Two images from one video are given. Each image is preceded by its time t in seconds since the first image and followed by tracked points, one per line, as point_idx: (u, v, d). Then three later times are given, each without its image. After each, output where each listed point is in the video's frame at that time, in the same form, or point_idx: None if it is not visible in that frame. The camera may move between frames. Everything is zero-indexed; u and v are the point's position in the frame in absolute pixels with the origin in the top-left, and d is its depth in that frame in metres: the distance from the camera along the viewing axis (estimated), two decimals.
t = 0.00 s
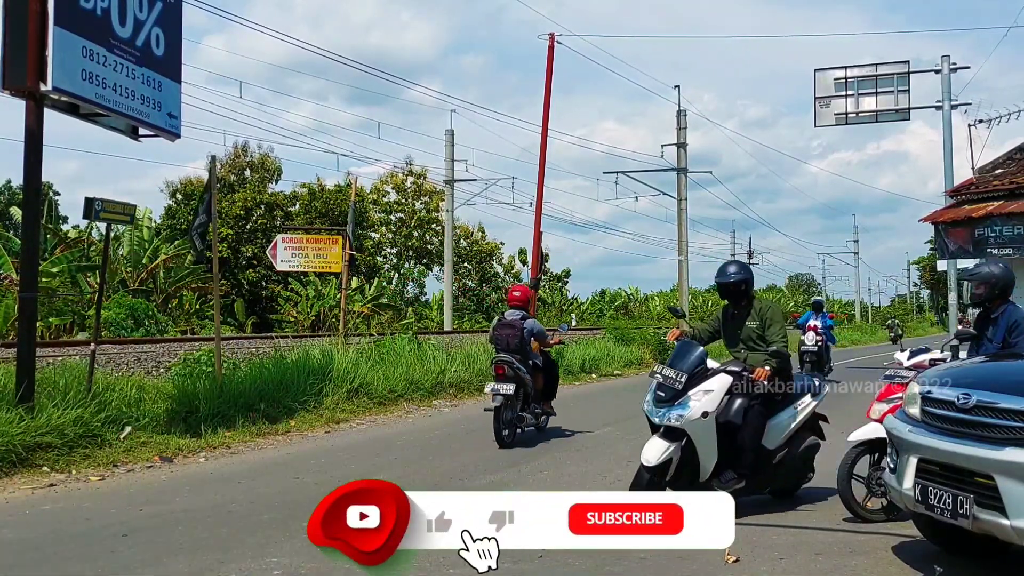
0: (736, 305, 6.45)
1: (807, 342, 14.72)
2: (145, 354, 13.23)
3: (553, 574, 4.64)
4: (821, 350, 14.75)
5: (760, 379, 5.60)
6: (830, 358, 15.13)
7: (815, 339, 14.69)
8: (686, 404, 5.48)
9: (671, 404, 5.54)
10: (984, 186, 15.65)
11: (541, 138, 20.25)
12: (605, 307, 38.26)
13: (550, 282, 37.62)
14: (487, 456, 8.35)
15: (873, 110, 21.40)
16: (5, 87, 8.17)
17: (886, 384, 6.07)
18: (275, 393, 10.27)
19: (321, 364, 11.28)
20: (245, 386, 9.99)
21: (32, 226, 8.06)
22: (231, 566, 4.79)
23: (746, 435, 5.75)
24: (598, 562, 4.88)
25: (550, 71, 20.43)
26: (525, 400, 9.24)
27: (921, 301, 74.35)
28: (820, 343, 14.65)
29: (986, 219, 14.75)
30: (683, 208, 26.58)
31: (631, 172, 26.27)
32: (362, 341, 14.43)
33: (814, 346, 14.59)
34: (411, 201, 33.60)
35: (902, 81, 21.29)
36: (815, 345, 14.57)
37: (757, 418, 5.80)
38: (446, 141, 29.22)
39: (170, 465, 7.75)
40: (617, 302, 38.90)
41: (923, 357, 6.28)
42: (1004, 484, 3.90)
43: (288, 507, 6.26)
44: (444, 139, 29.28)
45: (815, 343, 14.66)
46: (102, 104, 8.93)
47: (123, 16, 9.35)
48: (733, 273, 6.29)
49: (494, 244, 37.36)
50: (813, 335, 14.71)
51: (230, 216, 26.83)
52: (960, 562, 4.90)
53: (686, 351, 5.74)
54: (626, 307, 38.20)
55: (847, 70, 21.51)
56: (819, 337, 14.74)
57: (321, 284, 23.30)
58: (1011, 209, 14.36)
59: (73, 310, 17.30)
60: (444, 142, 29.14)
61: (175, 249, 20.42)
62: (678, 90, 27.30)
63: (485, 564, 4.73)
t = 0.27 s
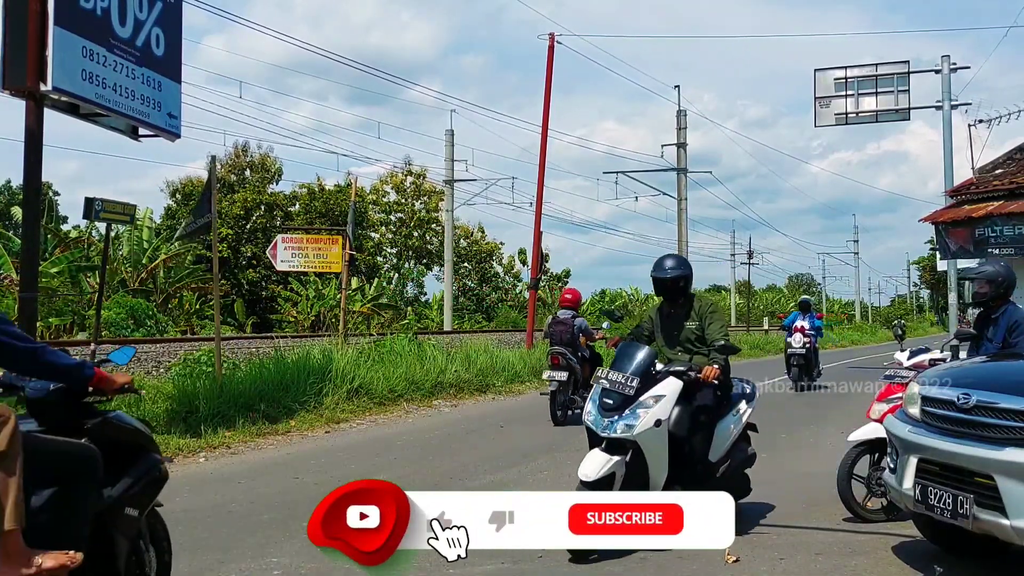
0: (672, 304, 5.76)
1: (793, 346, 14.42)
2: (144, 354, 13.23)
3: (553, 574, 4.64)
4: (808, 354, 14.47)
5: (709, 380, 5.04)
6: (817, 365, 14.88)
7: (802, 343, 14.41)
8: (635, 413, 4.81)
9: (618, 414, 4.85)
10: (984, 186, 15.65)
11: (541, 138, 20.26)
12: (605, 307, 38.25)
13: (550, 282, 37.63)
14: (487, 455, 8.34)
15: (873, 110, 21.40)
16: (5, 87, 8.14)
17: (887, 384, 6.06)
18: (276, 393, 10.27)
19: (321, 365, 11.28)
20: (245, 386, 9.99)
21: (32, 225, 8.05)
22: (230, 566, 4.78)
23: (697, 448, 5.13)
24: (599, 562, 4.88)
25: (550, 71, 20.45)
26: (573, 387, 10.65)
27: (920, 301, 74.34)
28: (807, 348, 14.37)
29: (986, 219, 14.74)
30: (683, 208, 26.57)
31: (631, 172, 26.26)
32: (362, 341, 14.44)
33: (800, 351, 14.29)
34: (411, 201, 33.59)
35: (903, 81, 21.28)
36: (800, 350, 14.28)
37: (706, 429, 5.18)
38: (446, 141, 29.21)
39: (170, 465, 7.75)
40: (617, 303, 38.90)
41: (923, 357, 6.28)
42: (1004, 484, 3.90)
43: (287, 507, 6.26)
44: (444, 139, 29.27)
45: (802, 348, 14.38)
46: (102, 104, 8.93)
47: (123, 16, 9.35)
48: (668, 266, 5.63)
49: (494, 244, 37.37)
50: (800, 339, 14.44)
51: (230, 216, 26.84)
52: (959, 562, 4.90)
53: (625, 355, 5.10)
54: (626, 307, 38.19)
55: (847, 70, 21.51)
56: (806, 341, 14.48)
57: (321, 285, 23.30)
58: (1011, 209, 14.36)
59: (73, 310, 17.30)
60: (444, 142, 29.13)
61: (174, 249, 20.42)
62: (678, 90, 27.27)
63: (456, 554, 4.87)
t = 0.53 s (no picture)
0: (590, 302, 5.87)
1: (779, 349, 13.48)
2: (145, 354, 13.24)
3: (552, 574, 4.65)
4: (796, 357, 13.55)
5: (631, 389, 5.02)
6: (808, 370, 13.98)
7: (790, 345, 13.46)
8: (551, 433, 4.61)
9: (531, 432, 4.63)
10: (985, 186, 15.64)
11: (541, 138, 20.27)
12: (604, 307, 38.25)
13: (550, 282, 37.64)
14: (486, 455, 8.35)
15: (874, 110, 21.40)
16: (5, 87, 8.14)
17: (886, 384, 6.06)
18: (275, 393, 10.28)
19: (321, 365, 11.28)
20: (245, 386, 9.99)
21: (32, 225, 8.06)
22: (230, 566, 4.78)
23: (618, 470, 5.05)
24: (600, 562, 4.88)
25: (550, 71, 20.45)
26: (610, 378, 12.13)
27: (920, 301, 74.36)
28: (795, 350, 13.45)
29: (987, 219, 14.73)
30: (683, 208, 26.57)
31: (631, 172, 26.25)
32: (362, 341, 14.44)
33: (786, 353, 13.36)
34: (410, 201, 33.59)
35: (903, 81, 21.28)
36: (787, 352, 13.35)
37: (627, 452, 5.10)
38: (446, 142, 29.22)
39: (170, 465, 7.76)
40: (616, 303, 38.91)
41: (923, 357, 6.28)
42: (1004, 483, 3.90)
43: (287, 507, 6.26)
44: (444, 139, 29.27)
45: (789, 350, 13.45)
46: (102, 104, 8.93)
47: (123, 16, 9.35)
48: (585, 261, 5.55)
49: (493, 244, 37.38)
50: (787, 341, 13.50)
51: (230, 216, 26.84)
52: (960, 562, 4.90)
53: (539, 366, 4.88)
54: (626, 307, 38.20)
55: (847, 70, 21.51)
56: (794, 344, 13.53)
57: (321, 285, 23.32)
58: (1011, 209, 14.36)
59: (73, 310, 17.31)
60: (444, 142, 29.13)
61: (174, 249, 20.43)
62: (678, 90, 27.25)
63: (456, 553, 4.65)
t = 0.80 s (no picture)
0: (475, 301, 5.04)
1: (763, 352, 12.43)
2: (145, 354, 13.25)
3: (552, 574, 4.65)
4: (781, 360, 12.50)
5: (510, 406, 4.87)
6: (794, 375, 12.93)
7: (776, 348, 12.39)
8: (407, 464, 4.36)
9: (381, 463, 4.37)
10: (985, 186, 15.65)
11: (541, 137, 20.28)
12: (604, 307, 38.27)
13: (550, 282, 37.65)
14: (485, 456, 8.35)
15: (874, 110, 21.40)
16: (5, 87, 8.14)
17: (886, 384, 6.06)
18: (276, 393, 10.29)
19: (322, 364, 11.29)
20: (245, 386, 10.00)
21: (32, 225, 8.07)
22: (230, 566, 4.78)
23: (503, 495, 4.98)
24: (599, 562, 4.88)
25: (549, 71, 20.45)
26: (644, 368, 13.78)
27: (920, 301, 74.35)
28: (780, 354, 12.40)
29: (987, 219, 14.72)
30: (683, 208, 26.57)
31: (631, 172, 26.26)
32: (362, 341, 14.45)
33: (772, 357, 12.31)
34: (410, 201, 33.59)
35: (903, 81, 21.28)
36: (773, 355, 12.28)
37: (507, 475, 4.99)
38: (446, 142, 29.22)
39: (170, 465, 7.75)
40: (616, 303, 38.92)
41: (923, 357, 6.28)
42: (1004, 483, 3.90)
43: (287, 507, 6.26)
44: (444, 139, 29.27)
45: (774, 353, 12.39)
46: (102, 104, 8.93)
47: (123, 16, 9.35)
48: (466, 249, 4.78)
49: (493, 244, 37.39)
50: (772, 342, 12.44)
51: (230, 216, 26.85)
52: (960, 562, 4.89)
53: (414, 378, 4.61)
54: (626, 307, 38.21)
55: (847, 70, 21.51)
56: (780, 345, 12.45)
57: (320, 284, 23.33)
58: (1011, 209, 14.36)
59: (73, 309, 17.32)
60: (444, 142, 29.13)
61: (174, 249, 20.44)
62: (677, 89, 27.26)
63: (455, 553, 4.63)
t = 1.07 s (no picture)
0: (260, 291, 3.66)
1: (745, 354, 11.45)
2: (145, 354, 13.26)
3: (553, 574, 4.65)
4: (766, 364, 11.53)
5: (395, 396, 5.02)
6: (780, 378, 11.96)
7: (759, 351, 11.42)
8: (86, 541, 2.33)
9: (38, 548, 2.33)
10: (985, 187, 15.65)
11: (541, 137, 20.28)
12: (604, 307, 38.28)
13: (550, 282, 37.65)
14: (486, 455, 8.36)
15: (874, 110, 21.40)
16: (5, 88, 8.15)
17: (886, 384, 6.06)
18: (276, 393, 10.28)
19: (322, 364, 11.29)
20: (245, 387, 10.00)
21: (32, 225, 8.07)
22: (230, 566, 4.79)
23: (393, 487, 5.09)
24: (598, 563, 4.87)
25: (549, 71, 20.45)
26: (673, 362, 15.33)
27: (920, 301, 74.37)
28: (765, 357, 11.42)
29: (987, 219, 14.72)
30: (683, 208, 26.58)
31: (631, 172, 26.27)
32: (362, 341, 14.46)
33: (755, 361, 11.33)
34: (410, 201, 33.58)
35: (903, 81, 21.28)
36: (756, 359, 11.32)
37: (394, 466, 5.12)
38: (446, 142, 29.22)
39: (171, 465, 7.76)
40: (616, 303, 38.92)
41: (924, 357, 6.27)
42: (1004, 483, 3.90)
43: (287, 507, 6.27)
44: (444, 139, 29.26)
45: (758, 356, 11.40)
46: (102, 104, 8.94)
47: (123, 16, 9.35)
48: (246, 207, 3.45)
49: (493, 243, 37.40)
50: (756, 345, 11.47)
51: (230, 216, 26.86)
52: (960, 562, 4.89)
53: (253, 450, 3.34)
54: (626, 307, 38.23)
55: (847, 70, 21.51)
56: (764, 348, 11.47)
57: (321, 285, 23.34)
58: (1011, 210, 14.36)
59: (73, 309, 17.33)
60: (444, 142, 29.13)
61: (174, 249, 20.45)
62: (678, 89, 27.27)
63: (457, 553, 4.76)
